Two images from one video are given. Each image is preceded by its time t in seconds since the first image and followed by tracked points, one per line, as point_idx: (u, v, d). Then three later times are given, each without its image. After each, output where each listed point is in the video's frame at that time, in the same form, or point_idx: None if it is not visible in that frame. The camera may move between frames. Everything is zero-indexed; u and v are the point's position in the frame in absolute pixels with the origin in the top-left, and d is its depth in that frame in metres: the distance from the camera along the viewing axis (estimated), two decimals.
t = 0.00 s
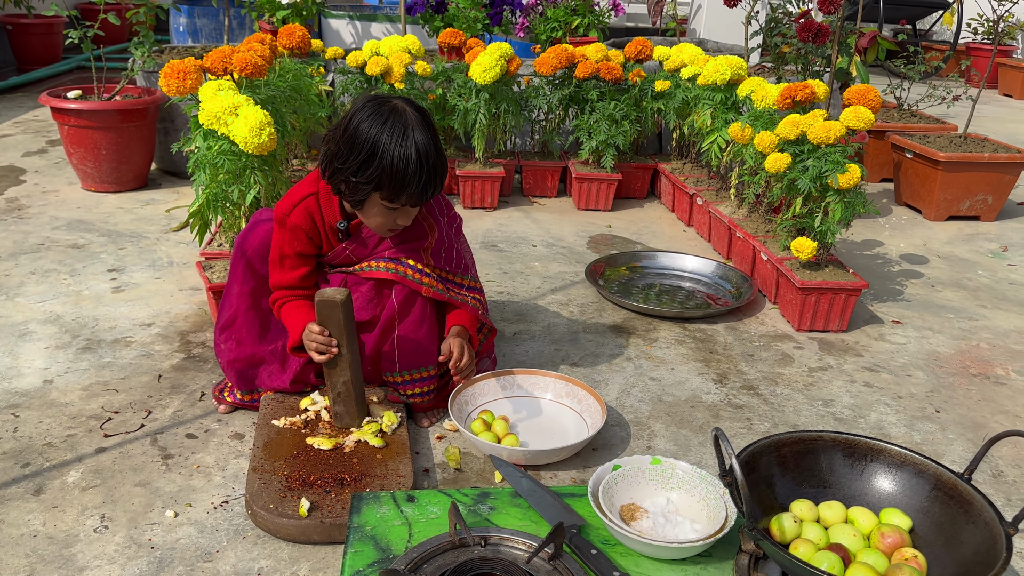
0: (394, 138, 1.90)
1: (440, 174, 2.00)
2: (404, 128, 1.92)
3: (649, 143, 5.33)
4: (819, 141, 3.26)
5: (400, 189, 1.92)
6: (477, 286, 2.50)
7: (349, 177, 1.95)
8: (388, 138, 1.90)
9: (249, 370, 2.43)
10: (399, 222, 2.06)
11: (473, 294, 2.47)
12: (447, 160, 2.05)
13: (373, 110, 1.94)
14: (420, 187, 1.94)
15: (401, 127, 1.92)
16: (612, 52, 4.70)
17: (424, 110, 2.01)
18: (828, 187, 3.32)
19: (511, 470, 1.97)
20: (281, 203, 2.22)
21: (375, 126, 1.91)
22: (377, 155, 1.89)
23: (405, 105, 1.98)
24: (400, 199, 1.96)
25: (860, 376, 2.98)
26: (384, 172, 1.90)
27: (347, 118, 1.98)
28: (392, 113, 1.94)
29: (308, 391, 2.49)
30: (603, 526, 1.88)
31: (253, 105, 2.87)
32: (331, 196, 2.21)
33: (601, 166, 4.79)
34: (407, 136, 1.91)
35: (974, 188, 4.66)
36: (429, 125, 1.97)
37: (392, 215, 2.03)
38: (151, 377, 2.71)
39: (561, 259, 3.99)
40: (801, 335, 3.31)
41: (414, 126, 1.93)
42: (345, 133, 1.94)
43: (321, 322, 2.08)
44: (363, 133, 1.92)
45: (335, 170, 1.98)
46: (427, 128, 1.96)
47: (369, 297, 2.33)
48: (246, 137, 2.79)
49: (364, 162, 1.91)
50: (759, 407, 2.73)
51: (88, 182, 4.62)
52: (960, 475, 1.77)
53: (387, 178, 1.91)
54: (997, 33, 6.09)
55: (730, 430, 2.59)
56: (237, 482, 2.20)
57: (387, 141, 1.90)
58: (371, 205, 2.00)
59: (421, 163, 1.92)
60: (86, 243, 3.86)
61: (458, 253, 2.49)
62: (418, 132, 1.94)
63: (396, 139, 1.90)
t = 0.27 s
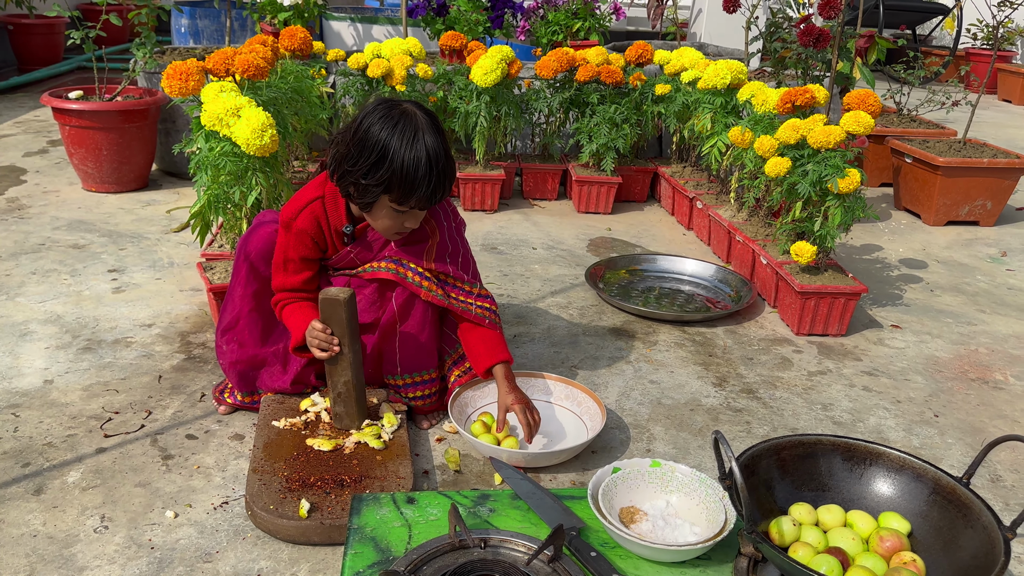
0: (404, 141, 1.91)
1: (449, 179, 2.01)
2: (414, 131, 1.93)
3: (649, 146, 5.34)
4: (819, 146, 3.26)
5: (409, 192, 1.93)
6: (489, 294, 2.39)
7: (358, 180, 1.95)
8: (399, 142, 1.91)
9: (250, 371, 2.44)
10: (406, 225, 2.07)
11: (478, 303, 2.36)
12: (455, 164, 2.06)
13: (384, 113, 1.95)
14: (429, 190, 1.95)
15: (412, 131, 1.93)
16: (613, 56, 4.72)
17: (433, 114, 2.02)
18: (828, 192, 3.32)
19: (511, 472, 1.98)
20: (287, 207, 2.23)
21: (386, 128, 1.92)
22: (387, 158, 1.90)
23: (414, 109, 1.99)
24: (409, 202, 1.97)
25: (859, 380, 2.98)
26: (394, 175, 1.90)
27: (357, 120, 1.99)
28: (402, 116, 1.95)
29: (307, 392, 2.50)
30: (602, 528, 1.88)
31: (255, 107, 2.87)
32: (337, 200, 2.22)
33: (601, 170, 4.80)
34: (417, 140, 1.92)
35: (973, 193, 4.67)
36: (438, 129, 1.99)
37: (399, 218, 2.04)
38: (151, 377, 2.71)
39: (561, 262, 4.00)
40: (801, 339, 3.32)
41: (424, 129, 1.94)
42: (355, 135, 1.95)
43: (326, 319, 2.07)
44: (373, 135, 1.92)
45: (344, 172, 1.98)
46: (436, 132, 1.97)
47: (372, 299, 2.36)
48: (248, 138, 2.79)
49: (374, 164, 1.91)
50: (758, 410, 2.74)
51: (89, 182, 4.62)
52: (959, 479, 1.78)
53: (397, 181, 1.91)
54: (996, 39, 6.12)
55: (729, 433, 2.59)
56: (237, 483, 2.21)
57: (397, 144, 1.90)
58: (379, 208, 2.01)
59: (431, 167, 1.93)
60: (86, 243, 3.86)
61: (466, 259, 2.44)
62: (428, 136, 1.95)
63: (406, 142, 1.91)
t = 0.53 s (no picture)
0: (401, 145, 1.91)
1: (446, 183, 2.01)
2: (411, 135, 1.93)
3: (649, 150, 5.35)
4: (818, 151, 3.27)
5: (406, 196, 1.93)
6: (484, 297, 2.40)
7: (355, 183, 1.95)
8: (395, 146, 1.91)
9: (247, 373, 2.43)
10: (405, 229, 2.06)
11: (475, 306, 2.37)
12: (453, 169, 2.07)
13: (381, 116, 1.96)
14: (426, 194, 1.95)
15: (409, 135, 1.93)
16: (613, 59, 4.73)
17: (431, 118, 2.02)
18: (827, 196, 3.33)
19: (509, 474, 1.97)
20: (286, 209, 2.23)
21: (383, 132, 1.92)
22: (384, 162, 1.90)
23: (412, 113, 2.00)
24: (406, 206, 1.97)
25: (857, 385, 2.99)
26: (390, 179, 1.91)
27: (355, 124, 1.99)
28: (400, 120, 1.95)
29: (304, 395, 2.48)
30: (600, 531, 1.88)
31: (255, 108, 2.88)
32: (335, 203, 2.21)
33: (600, 173, 4.81)
34: (414, 144, 1.92)
35: (972, 199, 4.68)
36: (436, 134, 1.99)
37: (396, 222, 2.03)
38: (150, 378, 2.71)
39: (560, 265, 4.00)
40: (799, 343, 3.32)
41: (422, 134, 1.95)
42: (352, 138, 1.95)
43: (319, 323, 2.08)
44: (371, 139, 1.93)
45: (341, 175, 1.99)
46: (434, 136, 1.97)
47: (371, 301, 2.35)
48: (248, 140, 2.79)
49: (370, 168, 1.91)
50: (756, 414, 2.74)
51: (89, 182, 4.63)
52: (956, 484, 1.78)
53: (393, 185, 1.91)
54: (996, 44, 6.13)
55: (728, 437, 2.59)
56: (235, 484, 2.21)
57: (394, 148, 1.91)
58: (376, 211, 2.01)
59: (427, 171, 1.93)
60: (86, 243, 3.86)
61: (464, 264, 2.44)
62: (425, 140, 1.95)
63: (403, 146, 1.91)
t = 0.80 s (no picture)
0: (397, 147, 1.91)
1: (443, 187, 1.99)
2: (408, 138, 1.92)
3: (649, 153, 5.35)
4: (819, 154, 3.28)
5: (399, 199, 1.93)
6: (486, 296, 2.46)
7: (351, 184, 1.97)
8: (391, 147, 1.91)
9: (248, 373, 2.43)
10: (399, 231, 2.06)
11: (477, 305, 2.43)
12: (453, 173, 2.05)
13: (380, 118, 1.96)
14: (420, 197, 1.94)
15: (406, 137, 1.92)
16: (614, 62, 4.73)
17: (431, 121, 2.01)
18: (827, 200, 3.33)
19: (509, 476, 1.97)
20: (288, 210, 2.23)
21: (380, 134, 1.92)
22: (379, 163, 1.91)
23: (412, 115, 1.99)
24: (400, 209, 1.96)
25: (857, 389, 2.99)
26: (384, 181, 1.91)
27: (356, 125, 2.00)
28: (398, 122, 1.95)
29: (305, 395, 2.49)
30: (600, 534, 1.88)
31: (257, 109, 2.88)
32: (337, 205, 2.21)
33: (601, 176, 4.81)
34: (410, 147, 1.91)
35: (972, 204, 4.68)
36: (435, 137, 1.98)
37: (392, 224, 2.03)
38: (150, 378, 2.71)
39: (560, 267, 4.00)
40: (799, 347, 3.32)
41: (418, 137, 1.94)
42: (351, 139, 1.97)
43: (323, 321, 2.08)
44: (368, 140, 1.93)
45: (339, 176, 2.00)
46: (432, 140, 1.96)
47: (373, 301, 2.35)
48: (250, 140, 2.80)
49: (366, 169, 1.92)
50: (756, 417, 2.74)
51: (90, 182, 4.63)
52: (955, 488, 1.79)
53: (387, 187, 1.92)
54: (997, 49, 6.14)
55: (727, 440, 2.59)
56: (235, 485, 2.20)
57: (390, 150, 1.91)
58: (373, 212, 2.01)
59: (422, 174, 1.92)
60: (86, 243, 3.86)
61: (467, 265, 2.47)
62: (422, 143, 1.94)
63: (399, 148, 1.91)
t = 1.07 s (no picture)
0: (400, 151, 1.91)
1: (438, 200, 1.99)
2: (414, 144, 1.92)
3: (650, 154, 5.36)
4: (820, 156, 3.27)
5: (392, 201, 1.93)
6: (476, 311, 2.42)
7: (350, 176, 1.98)
8: (395, 150, 1.91)
9: (248, 372, 2.43)
10: (388, 232, 2.08)
11: (463, 314, 2.38)
12: (454, 186, 2.05)
13: (392, 119, 1.97)
14: (412, 204, 1.94)
15: (412, 143, 1.92)
16: (616, 63, 4.74)
17: (443, 132, 2.01)
18: (828, 202, 3.34)
19: (509, 476, 1.97)
20: (288, 204, 2.24)
21: (387, 134, 1.93)
22: (379, 162, 1.91)
23: (424, 122, 1.99)
24: (391, 211, 1.97)
25: (857, 391, 2.98)
26: (380, 180, 1.91)
27: (368, 120, 2.01)
28: (408, 127, 1.95)
29: (304, 394, 2.49)
30: (600, 534, 1.88)
31: (258, 108, 2.88)
32: (337, 200, 2.22)
33: (602, 176, 4.81)
34: (414, 154, 1.91)
35: (973, 207, 4.68)
36: (442, 149, 1.97)
37: (381, 224, 2.05)
38: (150, 376, 2.71)
39: (560, 268, 4.00)
40: (799, 348, 3.32)
41: (425, 145, 1.93)
42: (359, 132, 1.98)
43: (321, 324, 2.07)
44: (374, 138, 1.94)
45: (341, 166, 2.01)
46: (438, 151, 1.96)
47: (366, 303, 2.35)
48: (251, 139, 2.80)
49: (366, 166, 1.93)
50: (756, 419, 2.74)
51: (91, 181, 4.63)
52: (955, 490, 1.78)
53: (382, 187, 1.92)
54: (999, 53, 6.14)
55: (727, 441, 2.59)
56: (234, 484, 2.20)
57: (393, 153, 1.91)
58: (365, 207, 2.02)
59: (419, 182, 1.92)
60: (87, 242, 3.86)
61: (463, 272, 2.43)
62: (428, 153, 1.94)
63: (403, 152, 1.91)
